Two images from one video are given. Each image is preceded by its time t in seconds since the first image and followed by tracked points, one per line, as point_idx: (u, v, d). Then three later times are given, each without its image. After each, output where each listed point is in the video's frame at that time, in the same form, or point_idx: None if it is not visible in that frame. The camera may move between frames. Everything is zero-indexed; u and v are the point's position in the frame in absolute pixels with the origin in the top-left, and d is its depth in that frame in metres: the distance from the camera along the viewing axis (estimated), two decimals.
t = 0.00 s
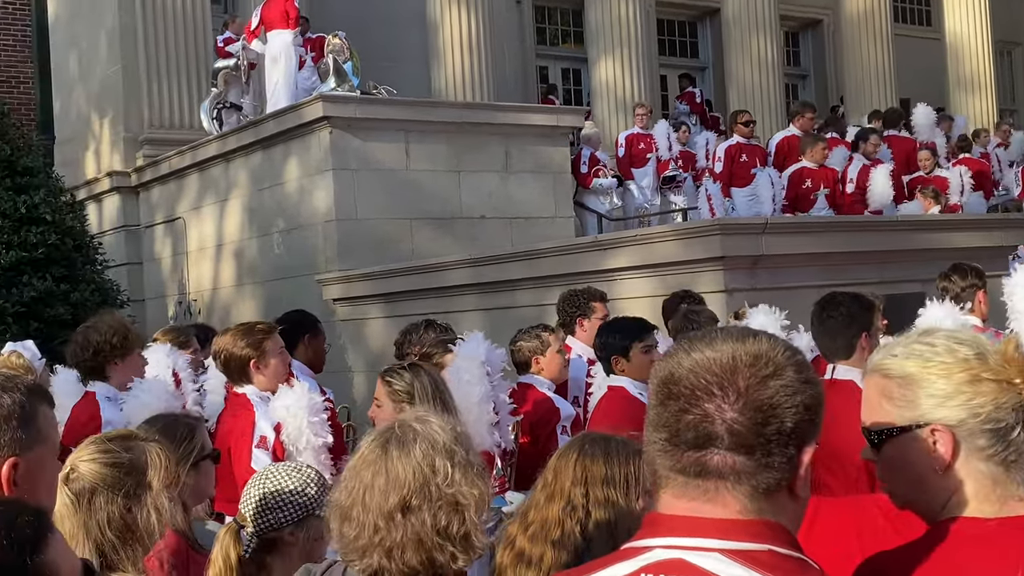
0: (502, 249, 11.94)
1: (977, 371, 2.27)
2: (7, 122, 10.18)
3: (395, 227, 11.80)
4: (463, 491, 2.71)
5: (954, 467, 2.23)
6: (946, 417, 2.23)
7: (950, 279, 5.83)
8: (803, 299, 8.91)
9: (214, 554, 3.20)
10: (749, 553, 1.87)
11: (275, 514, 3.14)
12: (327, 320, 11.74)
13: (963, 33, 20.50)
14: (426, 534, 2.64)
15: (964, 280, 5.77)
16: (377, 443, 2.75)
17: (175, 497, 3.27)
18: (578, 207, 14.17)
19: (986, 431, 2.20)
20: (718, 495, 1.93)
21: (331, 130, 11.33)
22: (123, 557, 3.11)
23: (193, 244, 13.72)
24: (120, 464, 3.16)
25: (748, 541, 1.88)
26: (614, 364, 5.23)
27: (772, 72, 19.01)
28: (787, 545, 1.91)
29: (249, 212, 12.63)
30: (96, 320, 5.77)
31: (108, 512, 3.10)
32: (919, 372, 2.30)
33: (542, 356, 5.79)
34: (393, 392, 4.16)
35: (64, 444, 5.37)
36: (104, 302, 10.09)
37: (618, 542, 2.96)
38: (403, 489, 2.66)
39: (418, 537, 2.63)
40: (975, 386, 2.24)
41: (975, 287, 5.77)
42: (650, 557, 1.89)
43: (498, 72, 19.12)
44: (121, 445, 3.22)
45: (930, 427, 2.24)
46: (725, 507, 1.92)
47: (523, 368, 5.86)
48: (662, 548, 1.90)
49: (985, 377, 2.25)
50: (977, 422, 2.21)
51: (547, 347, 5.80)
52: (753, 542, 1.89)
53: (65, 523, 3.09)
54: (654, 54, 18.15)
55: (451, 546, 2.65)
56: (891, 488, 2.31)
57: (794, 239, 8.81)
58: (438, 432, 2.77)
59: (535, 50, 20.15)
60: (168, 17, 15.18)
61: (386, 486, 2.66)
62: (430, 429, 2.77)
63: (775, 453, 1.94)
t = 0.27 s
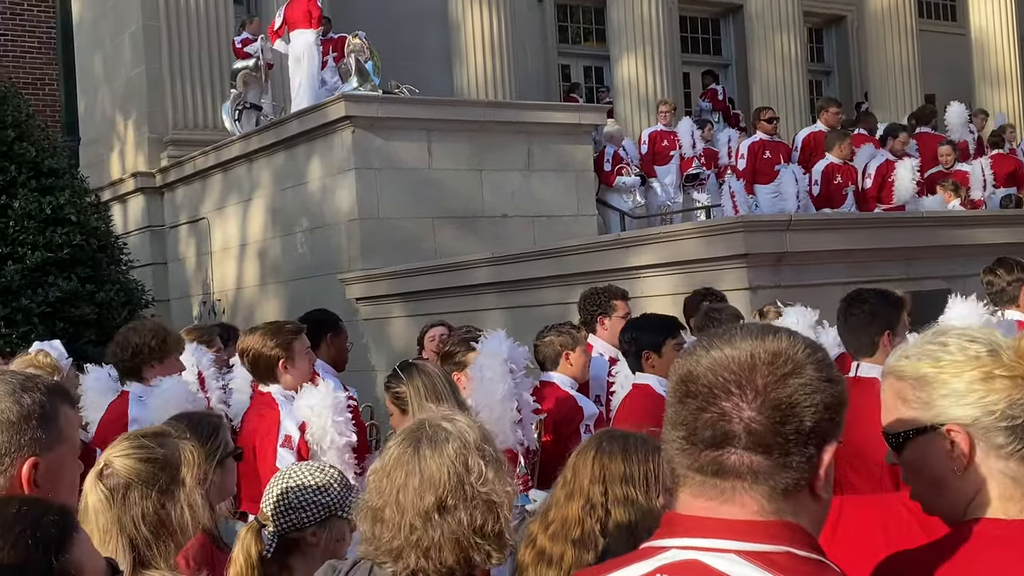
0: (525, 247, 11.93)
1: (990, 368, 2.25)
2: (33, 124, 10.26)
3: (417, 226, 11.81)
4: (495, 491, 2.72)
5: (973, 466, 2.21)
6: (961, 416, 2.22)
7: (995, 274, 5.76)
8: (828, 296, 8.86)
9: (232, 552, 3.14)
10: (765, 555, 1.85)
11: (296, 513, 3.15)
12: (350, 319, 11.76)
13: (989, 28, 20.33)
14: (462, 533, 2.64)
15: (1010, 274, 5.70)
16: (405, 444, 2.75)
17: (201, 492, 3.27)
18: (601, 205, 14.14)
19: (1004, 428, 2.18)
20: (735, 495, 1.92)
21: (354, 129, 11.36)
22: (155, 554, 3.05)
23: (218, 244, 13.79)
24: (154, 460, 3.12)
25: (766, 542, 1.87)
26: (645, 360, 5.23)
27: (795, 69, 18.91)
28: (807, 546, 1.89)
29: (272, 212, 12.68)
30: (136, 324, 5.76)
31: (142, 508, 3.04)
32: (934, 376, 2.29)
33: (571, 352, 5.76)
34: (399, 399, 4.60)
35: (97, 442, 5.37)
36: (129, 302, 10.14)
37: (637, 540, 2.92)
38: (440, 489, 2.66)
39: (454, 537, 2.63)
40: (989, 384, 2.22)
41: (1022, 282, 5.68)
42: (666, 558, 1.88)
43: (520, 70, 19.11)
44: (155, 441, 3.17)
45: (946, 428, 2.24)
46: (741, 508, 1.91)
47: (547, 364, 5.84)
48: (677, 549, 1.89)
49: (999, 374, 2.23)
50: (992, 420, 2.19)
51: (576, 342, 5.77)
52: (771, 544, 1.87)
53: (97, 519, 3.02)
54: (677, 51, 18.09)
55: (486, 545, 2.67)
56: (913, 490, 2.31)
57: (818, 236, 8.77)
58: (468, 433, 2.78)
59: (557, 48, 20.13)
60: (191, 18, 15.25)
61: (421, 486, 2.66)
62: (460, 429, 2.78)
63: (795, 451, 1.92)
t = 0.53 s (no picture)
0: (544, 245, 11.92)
1: (993, 368, 2.22)
2: (53, 125, 10.31)
3: (435, 224, 11.81)
4: (516, 491, 2.71)
5: (978, 463, 2.19)
6: (964, 415, 2.20)
7: None
8: (848, 293, 8.80)
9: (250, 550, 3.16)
10: (777, 552, 1.83)
11: (315, 513, 3.16)
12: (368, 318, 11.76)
13: (1011, 23, 20.18)
14: (485, 534, 2.64)
15: None
16: (423, 446, 2.74)
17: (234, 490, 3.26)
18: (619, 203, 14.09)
19: (1005, 425, 2.15)
20: (745, 492, 1.90)
21: (372, 128, 11.37)
22: (190, 552, 3.01)
23: (238, 244, 13.83)
24: (185, 457, 3.13)
25: (777, 540, 1.85)
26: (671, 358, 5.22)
27: (815, 65, 18.82)
28: (817, 544, 1.87)
29: (292, 211, 12.71)
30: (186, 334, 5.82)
31: (175, 505, 3.03)
32: (940, 373, 2.28)
33: (591, 351, 5.73)
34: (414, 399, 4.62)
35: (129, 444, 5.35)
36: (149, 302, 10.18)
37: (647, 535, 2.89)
38: (461, 490, 2.65)
39: (474, 537, 2.62)
40: (992, 381, 2.20)
41: None
42: (674, 557, 1.87)
43: (539, 69, 19.09)
44: (185, 439, 3.20)
45: (950, 427, 2.22)
46: (749, 506, 1.89)
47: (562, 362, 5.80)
48: (687, 547, 1.87)
49: (1001, 373, 2.20)
50: (993, 419, 2.16)
51: (596, 341, 5.75)
52: (782, 541, 1.85)
53: (129, 517, 3.02)
54: (696, 48, 18.03)
55: (508, 545, 2.66)
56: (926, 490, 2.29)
57: (838, 233, 8.72)
58: (486, 432, 2.76)
59: (576, 46, 20.10)
60: (210, 18, 15.31)
61: (442, 487, 2.65)
62: (478, 429, 2.76)
63: (805, 450, 1.91)
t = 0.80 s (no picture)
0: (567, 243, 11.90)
1: (1000, 362, 2.28)
2: (77, 125, 10.38)
3: (458, 222, 11.81)
4: (539, 489, 2.71)
5: (978, 458, 2.28)
6: (969, 410, 2.28)
7: None
8: (873, 289, 8.75)
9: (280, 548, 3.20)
10: (794, 556, 1.80)
11: (347, 507, 3.17)
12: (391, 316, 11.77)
13: None
14: (509, 533, 2.63)
15: None
16: (445, 445, 2.72)
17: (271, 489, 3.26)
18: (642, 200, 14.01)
19: (1004, 421, 2.23)
20: (760, 491, 1.89)
21: (394, 127, 11.38)
22: (234, 551, 3.02)
23: (261, 243, 13.87)
24: (228, 456, 3.13)
25: (794, 542, 1.82)
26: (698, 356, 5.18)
27: (838, 60, 18.70)
28: (836, 543, 1.85)
29: (314, 210, 12.74)
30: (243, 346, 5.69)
31: (219, 504, 3.03)
32: (946, 365, 2.36)
33: (619, 348, 5.71)
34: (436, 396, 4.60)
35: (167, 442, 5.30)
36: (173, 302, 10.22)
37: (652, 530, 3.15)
38: (483, 488, 2.64)
39: (502, 536, 2.62)
40: (993, 378, 2.26)
41: None
42: (693, 566, 1.84)
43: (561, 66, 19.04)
44: (227, 437, 3.20)
45: (954, 421, 2.30)
46: (762, 509, 1.88)
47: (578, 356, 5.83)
48: (704, 557, 1.85)
49: (1003, 370, 2.26)
50: (993, 411, 2.24)
51: (622, 338, 5.71)
52: (798, 545, 1.82)
53: (173, 517, 3.00)
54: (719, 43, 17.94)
55: (532, 544, 2.66)
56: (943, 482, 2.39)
57: (862, 229, 8.67)
58: (508, 431, 2.75)
59: (598, 43, 20.05)
60: (232, 18, 15.34)
61: (465, 487, 2.64)
62: (502, 427, 2.75)
63: (820, 445, 1.90)
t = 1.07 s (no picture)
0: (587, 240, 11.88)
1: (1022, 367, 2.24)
2: (99, 125, 10.43)
3: (477, 220, 11.81)
4: (560, 485, 2.70)
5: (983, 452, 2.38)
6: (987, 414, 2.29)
7: None
8: (895, 285, 8.69)
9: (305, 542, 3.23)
10: (823, 563, 1.81)
11: (376, 503, 3.19)
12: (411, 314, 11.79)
13: None
14: (531, 530, 2.62)
15: None
16: (466, 441, 2.72)
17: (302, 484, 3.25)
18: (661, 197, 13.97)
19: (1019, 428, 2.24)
20: (797, 479, 1.88)
21: (413, 125, 11.40)
22: (266, 549, 3.02)
23: (281, 241, 13.91)
24: (256, 454, 3.12)
25: (826, 549, 1.82)
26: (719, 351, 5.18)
27: (858, 55, 18.59)
28: (866, 548, 1.84)
29: (334, 208, 12.77)
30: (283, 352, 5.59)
31: (248, 502, 3.02)
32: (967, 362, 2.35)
33: (641, 344, 5.71)
34: (463, 391, 4.59)
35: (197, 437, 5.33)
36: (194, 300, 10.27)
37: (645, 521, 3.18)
38: (504, 484, 2.64)
39: (522, 532, 2.61)
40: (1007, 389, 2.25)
41: None
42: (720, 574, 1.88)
43: (580, 63, 19.02)
44: (254, 436, 3.19)
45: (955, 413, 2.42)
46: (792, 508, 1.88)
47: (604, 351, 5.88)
48: (730, 564, 1.88)
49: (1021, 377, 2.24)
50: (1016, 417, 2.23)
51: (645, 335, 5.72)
52: (829, 551, 1.82)
53: (202, 516, 3.00)
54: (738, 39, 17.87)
55: (553, 539, 2.65)
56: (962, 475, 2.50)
57: (884, 224, 8.62)
58: (529, 428, 2.75)
59: (616, 40, 20.02)
60: (251, 17, 15.39)
61: (487, 483, 2.64)
62: (523, 424, 2.75)
63: (864, 434, 1.88)
